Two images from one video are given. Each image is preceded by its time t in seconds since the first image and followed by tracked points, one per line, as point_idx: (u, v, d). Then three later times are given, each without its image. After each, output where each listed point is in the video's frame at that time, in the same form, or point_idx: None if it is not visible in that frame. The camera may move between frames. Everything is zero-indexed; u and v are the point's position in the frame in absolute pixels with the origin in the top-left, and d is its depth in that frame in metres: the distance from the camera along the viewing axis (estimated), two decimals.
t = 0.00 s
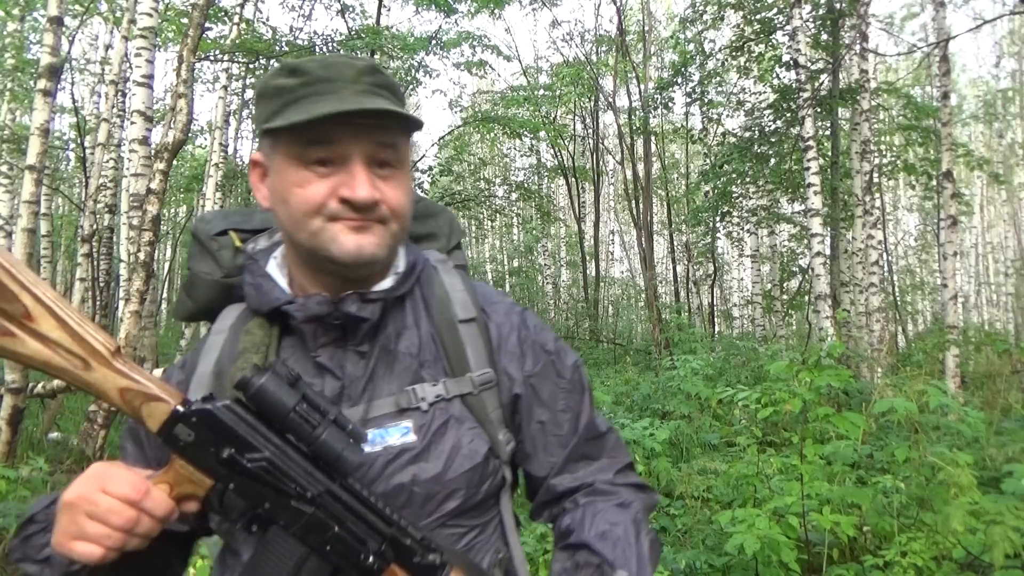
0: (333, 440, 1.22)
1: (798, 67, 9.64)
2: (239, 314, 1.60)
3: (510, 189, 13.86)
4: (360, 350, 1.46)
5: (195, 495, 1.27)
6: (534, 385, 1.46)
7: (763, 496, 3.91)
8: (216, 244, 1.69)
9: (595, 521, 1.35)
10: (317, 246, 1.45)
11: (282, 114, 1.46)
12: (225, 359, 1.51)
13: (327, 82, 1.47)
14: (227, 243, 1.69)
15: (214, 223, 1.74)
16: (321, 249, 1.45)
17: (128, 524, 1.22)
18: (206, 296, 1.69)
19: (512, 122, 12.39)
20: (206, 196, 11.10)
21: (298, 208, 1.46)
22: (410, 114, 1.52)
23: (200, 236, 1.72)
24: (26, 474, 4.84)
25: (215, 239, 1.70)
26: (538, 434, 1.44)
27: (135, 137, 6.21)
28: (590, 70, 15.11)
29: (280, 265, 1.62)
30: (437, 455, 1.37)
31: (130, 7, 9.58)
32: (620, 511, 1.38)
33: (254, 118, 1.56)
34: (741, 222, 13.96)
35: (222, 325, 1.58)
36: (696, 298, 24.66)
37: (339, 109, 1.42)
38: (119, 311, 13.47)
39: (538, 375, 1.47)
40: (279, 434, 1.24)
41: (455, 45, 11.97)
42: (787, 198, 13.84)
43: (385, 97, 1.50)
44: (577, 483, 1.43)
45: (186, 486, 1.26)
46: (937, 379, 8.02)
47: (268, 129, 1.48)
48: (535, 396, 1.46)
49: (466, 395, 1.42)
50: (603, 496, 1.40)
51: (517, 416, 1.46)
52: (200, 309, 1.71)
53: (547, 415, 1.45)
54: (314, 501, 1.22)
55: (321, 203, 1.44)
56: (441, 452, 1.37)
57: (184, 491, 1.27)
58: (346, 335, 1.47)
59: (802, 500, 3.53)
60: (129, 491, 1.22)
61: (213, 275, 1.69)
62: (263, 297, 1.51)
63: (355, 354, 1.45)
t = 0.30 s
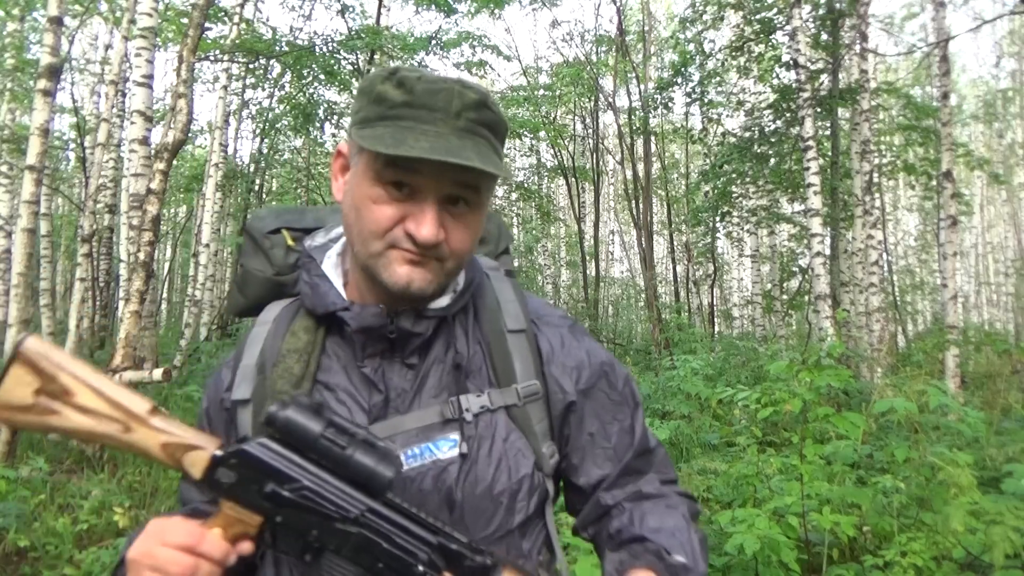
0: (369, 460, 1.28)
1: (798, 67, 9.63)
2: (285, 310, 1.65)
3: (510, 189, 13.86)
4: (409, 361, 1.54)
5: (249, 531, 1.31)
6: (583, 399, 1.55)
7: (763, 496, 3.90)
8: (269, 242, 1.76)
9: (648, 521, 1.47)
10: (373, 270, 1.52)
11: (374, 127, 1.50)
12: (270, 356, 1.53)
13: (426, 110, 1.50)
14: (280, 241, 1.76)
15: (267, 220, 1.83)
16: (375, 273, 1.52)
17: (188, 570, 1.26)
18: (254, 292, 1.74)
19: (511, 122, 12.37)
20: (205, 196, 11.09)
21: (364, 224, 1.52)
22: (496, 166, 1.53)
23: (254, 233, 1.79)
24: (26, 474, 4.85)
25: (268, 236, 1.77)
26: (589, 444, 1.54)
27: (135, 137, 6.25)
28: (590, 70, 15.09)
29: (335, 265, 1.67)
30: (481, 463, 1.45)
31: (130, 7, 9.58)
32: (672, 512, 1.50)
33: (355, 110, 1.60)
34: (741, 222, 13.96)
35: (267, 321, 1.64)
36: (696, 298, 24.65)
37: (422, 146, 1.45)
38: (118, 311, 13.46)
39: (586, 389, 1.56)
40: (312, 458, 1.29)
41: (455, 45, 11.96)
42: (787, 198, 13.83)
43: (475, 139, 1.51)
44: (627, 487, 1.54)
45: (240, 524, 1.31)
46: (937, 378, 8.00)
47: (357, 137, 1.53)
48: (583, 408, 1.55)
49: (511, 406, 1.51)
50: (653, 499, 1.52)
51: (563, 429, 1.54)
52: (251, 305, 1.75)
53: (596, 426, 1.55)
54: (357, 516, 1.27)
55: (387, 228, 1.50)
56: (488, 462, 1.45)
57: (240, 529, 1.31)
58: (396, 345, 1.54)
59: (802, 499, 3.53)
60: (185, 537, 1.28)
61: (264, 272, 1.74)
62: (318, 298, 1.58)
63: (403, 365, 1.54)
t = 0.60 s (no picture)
0: (428, 474, 1.31)
1: (798, 67, 9.63)
2: (319, 304, 1.71)
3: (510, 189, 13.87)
4: (431, 360, 1.55)
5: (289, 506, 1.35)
6: (598, 415, 1.56)
7: (762, 496, 3.90)
8: (306, 238, 1.86)
9: (655, 561, 1.47)
10: (387, 249, 1.58)
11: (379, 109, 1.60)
12: (303, 347, 1.60)
13: (427, 83, 1.59)
14: (316, 237, 1.86)
15: (307, 218, 1.92)
16: (389, 252, 1.57)
17: (221, 514, 1.30)
18: (290, 285, 1.82)
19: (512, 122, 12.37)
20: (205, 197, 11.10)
21: (375, 204, 1.60)
22: (496, 129, 1.57)
23: (294, 229, 1.90)
24: (26, 474, 4.85)
25: (305, 233, 1.87)
26: (601, 465, 1.53)
27: (135, 137, 6.26)
28: (590, 70, 15.09)
29: (368, 264, 1.74)
30: (500, 470, 1.46)
31: (130, 7, 9.58)
32: (679, 559, 1.49)
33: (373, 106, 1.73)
34: (741, 222, 13.98)
35: (300, 315, 1.70)
36: (696, 298, 24.66)
37: (417, 113, 1.53)
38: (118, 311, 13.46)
39: (605, 406, 1.57)
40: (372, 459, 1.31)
41: (455, 46, 11.96)
42: (787, 198, 13.83)
43: (474, 107, 1.57)
44: (639, 522, 1.53)
45: (285, 497, 1.35)
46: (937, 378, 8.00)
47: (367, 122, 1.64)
48: (598, 424, 1.55)
49: (532, 414, 1.52)
50: (663, 540, 1.51)
51: (581, 442, 1.55)
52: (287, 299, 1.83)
53: (608, 448, 1.54)
54: (401, 531, 1.31)
55: (395, 199, 1.56)
56: (505, 470, 1.46)
57: (283, 501, 1.35)
58: (420, 342, 1.56)
59: (802, 499, 3.53)
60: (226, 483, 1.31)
61: (300, 268, 1.83)
62: (348, 290, 1.62)
63: (424, 364, 1.55)
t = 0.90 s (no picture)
0: (447, 483, 1.31)
1: (798, 67, 9.63)
2: (345, 299, 1.77)
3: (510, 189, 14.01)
4: (450, 362, 1.60)
5: (308, 502, 1.36)
6: (614, 426, 1.58)
7: (763, 496, 3.90)
8: (335, 232, 1.86)
9: None
10: (404, 245, 1.62)
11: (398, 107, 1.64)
12: (328, 342, 1.67)
13: (444, 78, 1.62)
14: (346, 232, 1.86)
15: (337, 210, 1.90)
16: (406, 248, 1.61)
17: (230, 500, 1.30)
18: (318, 278, 1.87)
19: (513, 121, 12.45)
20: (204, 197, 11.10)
21: (394, 202, 1.64)
22: (510, 122, 1.58)
23: (324, 220, 1.88)
24: (26, 474, 4.85)
25: (335, 227, 1.86)
26: (610, 480, 1.53)
27: (135, 137, 6.25)
28: (590, 70, 15.10)
29: (396, 262, 1.79)
30: (515, 476, 1.48)
31: (130, 7, 9.58)
32: None
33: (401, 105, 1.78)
34: (741, 222, 13.98)
35: (325, 308, 1.76)
36: (697, 298, 24.66)
37: (429, 108, 1.56)
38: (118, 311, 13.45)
39: (624, 420, 1.58)
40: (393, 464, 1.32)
41: (455, 46, 11.95)
42: (787, 198, 13.83)
43: (489, 101, 1.59)
44: (635, 541, 1.51)
45: (303, 491, 1.35)
46: (936, 378, 8.01)
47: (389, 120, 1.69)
48: (615, 436, 1.57)
49: (549, 422, 1.54)
50: (656, 566, 1.49)
51: (594, 452, 1.57)
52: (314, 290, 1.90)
53: (619, 463, 1.54)
54: (416, 539, 1.34)
55: (413, 193, 1.60)
56: (519, 477, 1.48)
57: (300, 495, 1.36)
58: (439, 344, 1.60)
59: (802, 499, 3.53)
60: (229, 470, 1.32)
61: (329, 262, 1.86)
62: (374, 287, 1.67)
63: (444, 365, 1.60)
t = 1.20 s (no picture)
0: (445, 478, 1.31)
1: (798, 67, 9.63)
2: (351, 299, 1.79)
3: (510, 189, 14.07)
4: (452, 361, 1.61)
5: (307, 494, 1.39)
6: (615, 429, 1.58)
7: (763, 496, 3.90)
8: (342, 233, 1.91)
9: None
10: (408, 247, 1.64)
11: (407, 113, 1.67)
12: (332, 340, 1.68)
13: (454, 86, 1.64)
14: (353, 232, 1.91)
15: (345, 211, 1.97)
16: (410, 249, 1.63)
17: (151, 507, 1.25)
18: (325, 277, 1.92)
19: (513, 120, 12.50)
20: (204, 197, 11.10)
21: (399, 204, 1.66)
22: (516, 130, 1.60)
23: (333, 221, 1.95)
24: (26, 475, 4.86)
25: (342, 227, 1.92)
26: (614, 483, 1.54)
27: (136, 137, 6.25)
28: (590, 70, 15.11)
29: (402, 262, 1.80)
30: (515, 476, 1.49)
31: (130, 7, 9.58)
32: None
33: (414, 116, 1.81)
34: (741, 222, 13.97)
35: (331, 307, 1.79)
36: (696, 297, 24.66)
37: (436, 113, 1.58)
38: (117, 310, 13.44)
39: (626, 424, 1.58)
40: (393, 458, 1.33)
41: (455, 46, 11.96)
42: (787, 198, 13.82)
43: (495, 109, 1.60)
44: (645, 541, 1.52)
45: (302, 481, 1.38)
46: (937, 378, 8.00)
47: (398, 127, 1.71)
48: (618, 439, 1.56)
49: (550, 425, 1.54)
50: (664, 564, 1.49)
51: (596, 455, 1.57)
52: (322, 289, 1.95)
53: (623, 466, 1.55)
54: (413, 533, 1.34)
55: (417, 199, 1.62)
56: (519, 477, 1.49)
57: (300, 487, 1.38)
58: (442, 342, 1.62)
59: (802, 499, 3.53)
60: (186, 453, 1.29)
61: (335, 263, 1.91)
62: (379, 286, 1.70)
63: (446, 364, 1.61)
